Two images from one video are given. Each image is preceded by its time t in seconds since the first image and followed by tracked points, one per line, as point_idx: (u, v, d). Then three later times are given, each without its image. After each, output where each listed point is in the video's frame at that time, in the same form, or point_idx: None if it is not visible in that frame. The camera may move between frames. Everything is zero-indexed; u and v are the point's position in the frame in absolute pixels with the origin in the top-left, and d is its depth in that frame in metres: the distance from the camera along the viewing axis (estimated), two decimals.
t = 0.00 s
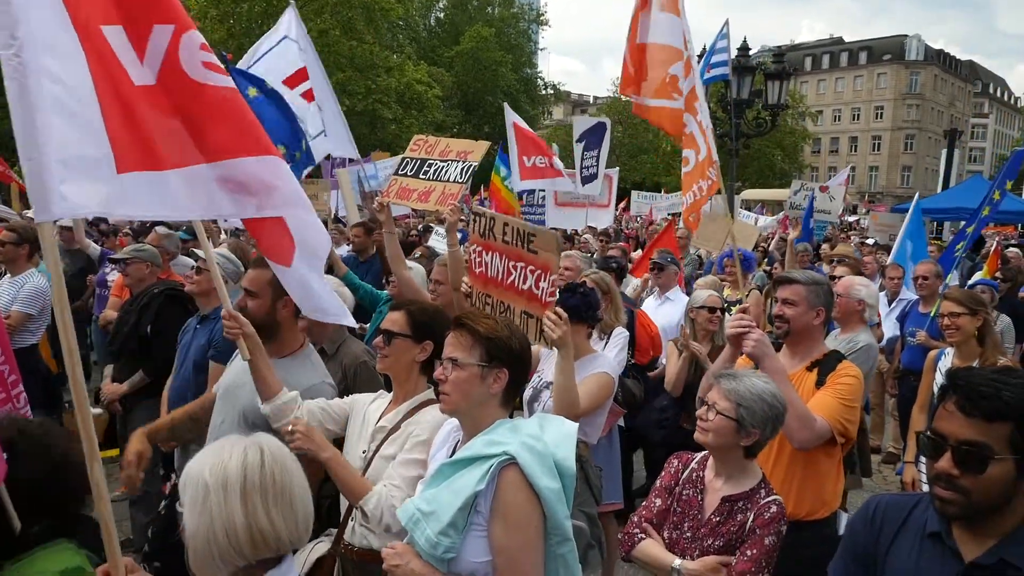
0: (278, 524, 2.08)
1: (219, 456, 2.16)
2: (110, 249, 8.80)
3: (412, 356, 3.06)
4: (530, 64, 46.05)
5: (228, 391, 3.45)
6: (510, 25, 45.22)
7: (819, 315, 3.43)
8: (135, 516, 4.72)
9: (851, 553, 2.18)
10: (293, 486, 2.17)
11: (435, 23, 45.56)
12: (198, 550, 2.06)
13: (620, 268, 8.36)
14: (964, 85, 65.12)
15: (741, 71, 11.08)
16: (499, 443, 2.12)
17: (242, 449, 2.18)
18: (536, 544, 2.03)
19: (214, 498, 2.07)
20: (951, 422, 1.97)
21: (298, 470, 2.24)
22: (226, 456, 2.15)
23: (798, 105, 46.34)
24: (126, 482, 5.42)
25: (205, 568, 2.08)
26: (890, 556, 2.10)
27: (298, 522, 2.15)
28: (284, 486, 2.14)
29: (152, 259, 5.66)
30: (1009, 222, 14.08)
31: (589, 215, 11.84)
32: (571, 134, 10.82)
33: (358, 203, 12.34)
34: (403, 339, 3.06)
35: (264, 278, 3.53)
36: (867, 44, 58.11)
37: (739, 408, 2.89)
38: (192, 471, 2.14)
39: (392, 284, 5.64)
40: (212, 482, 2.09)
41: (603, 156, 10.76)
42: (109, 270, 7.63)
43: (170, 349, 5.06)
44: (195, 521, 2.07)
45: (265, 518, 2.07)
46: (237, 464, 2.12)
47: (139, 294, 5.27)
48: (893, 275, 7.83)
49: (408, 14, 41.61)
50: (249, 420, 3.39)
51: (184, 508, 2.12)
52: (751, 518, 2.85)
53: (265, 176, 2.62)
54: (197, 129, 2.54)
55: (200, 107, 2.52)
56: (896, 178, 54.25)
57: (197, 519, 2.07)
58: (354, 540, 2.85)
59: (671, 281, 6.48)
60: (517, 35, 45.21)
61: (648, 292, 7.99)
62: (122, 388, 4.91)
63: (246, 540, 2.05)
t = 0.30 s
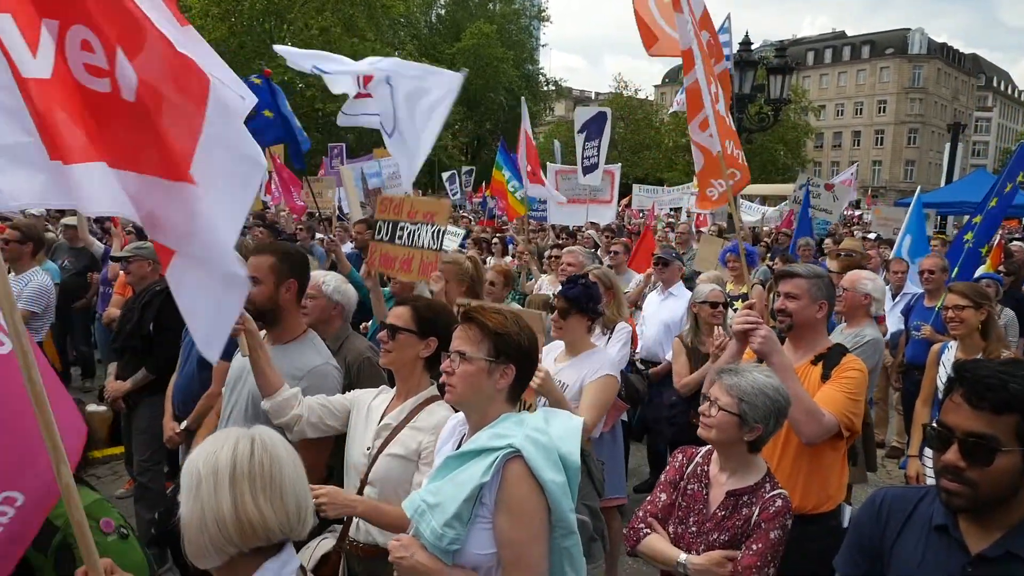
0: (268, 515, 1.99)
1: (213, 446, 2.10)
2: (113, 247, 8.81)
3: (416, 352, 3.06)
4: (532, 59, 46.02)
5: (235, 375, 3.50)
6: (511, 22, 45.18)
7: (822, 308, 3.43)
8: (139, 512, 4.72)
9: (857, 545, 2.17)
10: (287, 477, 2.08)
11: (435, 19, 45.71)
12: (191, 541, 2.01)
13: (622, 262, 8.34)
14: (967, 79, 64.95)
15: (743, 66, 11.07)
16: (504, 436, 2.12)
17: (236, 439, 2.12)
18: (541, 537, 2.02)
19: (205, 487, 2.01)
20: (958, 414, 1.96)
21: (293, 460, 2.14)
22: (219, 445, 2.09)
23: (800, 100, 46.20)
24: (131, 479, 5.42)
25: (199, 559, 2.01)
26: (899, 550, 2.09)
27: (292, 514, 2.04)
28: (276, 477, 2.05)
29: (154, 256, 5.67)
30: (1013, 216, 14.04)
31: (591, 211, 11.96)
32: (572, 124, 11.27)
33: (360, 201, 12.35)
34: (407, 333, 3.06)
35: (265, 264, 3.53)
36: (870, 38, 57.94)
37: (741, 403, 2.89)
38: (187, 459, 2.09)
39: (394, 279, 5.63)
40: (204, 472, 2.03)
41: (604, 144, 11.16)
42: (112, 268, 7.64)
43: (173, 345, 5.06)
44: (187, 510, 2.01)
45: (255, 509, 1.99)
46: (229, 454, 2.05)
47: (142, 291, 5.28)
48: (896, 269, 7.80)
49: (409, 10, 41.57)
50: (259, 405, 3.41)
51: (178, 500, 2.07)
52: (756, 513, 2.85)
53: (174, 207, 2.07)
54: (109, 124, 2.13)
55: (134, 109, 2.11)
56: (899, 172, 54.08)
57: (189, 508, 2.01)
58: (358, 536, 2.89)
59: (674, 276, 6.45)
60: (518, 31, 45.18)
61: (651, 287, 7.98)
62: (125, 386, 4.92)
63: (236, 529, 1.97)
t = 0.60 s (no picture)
0: (258, 508, 1.98)
1: (204, 439, 2.09)
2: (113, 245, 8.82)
3: (418, 347, 3.05)
4: (531, 56, 45.98)
5: (224, 368, 3.49)
6: (511, 19, 45.13)
7: (827, 303, 3.42)
8: (140, 509, 4.72)
9: (859, 538, 2.17)
10: (278, 469, 2.07)
11: (435, 16, 45.67)
12: (184, 535, 2.00)
13: (623, 259, 8.33)
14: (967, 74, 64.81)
15: (743, 62, 11.05)
16: (504, 429, 2.11)
17: (228, 432, 2.11)
18: (542, 529, 2.02)
19: (196, 481, 2.00)
20: (962, 406, 1.95)
21: (286, 452, 2.12)
22: (210, 438, 2.09)
23: (800, 96, 46.13)
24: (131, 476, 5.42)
25: (193, 552, 2.01)
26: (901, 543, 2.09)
27: (283, 506, 2.03)
28: (267, 469, 2.04)
29: (154, 253, 5.67)
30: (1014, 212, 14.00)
31: (590, 208, 11.97)
32: (576, 114, 11.34)
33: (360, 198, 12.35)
34: (411, 327, 3.07)
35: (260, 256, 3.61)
36: (870, 34, 57.82)
37: (734, 397, 2.88)
38: (180, 453, 2.09)
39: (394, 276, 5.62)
40: (196, 466, 2.02)
41: (604, 135, 11.04)
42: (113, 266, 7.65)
43: (173, 343, 5.06)
44: (180, 501, 2.02)
45: (245, 501, 1.98)
46: (220, 447, 2.04)
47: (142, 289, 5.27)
48: (898, 264, 7.79)
49: (408, 8, 41.51)
50: (248, 398, 3.38)
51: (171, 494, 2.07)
52: (751, 506, 2.84)
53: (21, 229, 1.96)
54: None
55: None
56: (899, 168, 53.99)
57: (181, 501, 2.01)
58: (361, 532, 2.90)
59: (676, 272, 6.42)
60: (517, 28, 45.12)
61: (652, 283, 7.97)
62: (126, 384, 4.92)
63: (227, 521, 1.96)
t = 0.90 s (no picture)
0: (252, 507, 1.99)
1: (196, 437, 2.08)
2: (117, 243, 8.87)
3: (418, 343, 3.06)
4: (532, 53, 45.99)
5: (217, 366, 3.50)
6: (511, 16, 45.07)
7: (829, 296, 3.42)
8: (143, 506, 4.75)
9: (861, 530, 2.17)
10: (273, 467, 2.06)
11: (435, 14, 45.82)
12: (178, 531, 2.01)
13: (624, 255, 8.33)
14: (969, 68, 64.64)
15: (743, 58, 11.03)
16: (504, 424, 2.12)
17: (221, 427, 2.10)
18: (543, 523, 2.03)
19: (191, 479, 2.00)
20: (962, 398, 1.95)
21: (280, 448, 2.12)
22: (203, 435, 2.08)
23: (801, 91, 46.08)
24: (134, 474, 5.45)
25: (187, 548, 2.02)
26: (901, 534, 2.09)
27: (278, 504, 2.04)
28: (261, 467, 2.04)
29: (156, 252, 5.69)
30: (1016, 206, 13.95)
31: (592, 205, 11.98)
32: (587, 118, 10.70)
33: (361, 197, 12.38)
34: (420, 322, 3.08)
35: (242, 251, 3.63)
36: (871, 28, 57.69)
37: (716, 388, 2.89)
38: (172, 449, 2.08)
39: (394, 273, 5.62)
40: (188, 464, 2.02)
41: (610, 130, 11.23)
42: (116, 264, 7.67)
43: (175, 340, 5.08)
44: (174, 499, 2.02)
45: (239, 500, 1.99)
46: (212, 444, 2.04)
47: (143, 287, 5.29)
48: (899, 259, 7.78)
49: (408, 6, 41.57)
50: (239, 390, 3.37)
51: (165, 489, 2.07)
52: (736, 495, 2.84)
53: None
54: None
55: None
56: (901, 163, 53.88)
57: (175, 498, 2.02)
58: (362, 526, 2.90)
59: (677, 268, 6.41)
60: (518, 25, 45.10)
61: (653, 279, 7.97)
62: (129, 381, 4.95)
63: (221, 520, 1.98)
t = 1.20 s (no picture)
0: (232, 505, 2.00)
1: (177, 435, 2.09)
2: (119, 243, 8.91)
3: (420, 340, 3.06)
4: (533, 52, 45.98)
5: (219, 363, 3.51)
6: (512, 15, 45.08)
7: (829, 293, 3.43)
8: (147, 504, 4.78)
9: (863, 525, 2.18)
10: (252, 464, 2.07)
11: (436, 13, 45.87)
12: (160, 528, 2.03)
13: (625, 253, 8.33)
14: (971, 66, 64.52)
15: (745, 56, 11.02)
16: (505, 420, 2.12)
17: (200, 425, 2.11)
18: (545, 519, 2.03)
19: (170, 478, 2.01)
20: (960, 394, 1.96)
21: (261, 445, 2.13)
22: (183, 433, 2.09)
23: (802, 89, 46.02)
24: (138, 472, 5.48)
25: (170, 546, 2.04)
26: (901, 530, 2.09)
27: (259, 501, 2.05)
28: (240, 465, 2.04)
29: (158, 251, 5.71)
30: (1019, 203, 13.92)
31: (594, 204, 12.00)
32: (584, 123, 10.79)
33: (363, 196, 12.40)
34: (422, 319, 3.10)
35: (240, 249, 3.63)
36: (873, 26, 57.58)
37: (705, 380, 2.92)
38: (154, 447, 2.09)
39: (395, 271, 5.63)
40: (168, 463, 2.02)
41: (615, 129, 11.38)
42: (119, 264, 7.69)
43: (178, 339, 5.10)
44: (155, 498, 2.04)
45: (219, 498, 2.00)
46: (192, 443, 2.04)
47: (146, 286, 5.31)
48: (901, 256, 7.77)
49: (410, 5, 41.59)
50: (240, 386, 3.38)
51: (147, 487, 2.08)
52: (718, 484, 2.85)
53: None
54: None
55: None
56: (903, 161, 53.78)
57: (157, 497, 2.03)
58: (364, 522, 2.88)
59: (678, 266, 6.42)
60: (519, 24, 45.09)
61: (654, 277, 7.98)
62: (132, 380, 4.97)
63: (202, 519, 1.99)
